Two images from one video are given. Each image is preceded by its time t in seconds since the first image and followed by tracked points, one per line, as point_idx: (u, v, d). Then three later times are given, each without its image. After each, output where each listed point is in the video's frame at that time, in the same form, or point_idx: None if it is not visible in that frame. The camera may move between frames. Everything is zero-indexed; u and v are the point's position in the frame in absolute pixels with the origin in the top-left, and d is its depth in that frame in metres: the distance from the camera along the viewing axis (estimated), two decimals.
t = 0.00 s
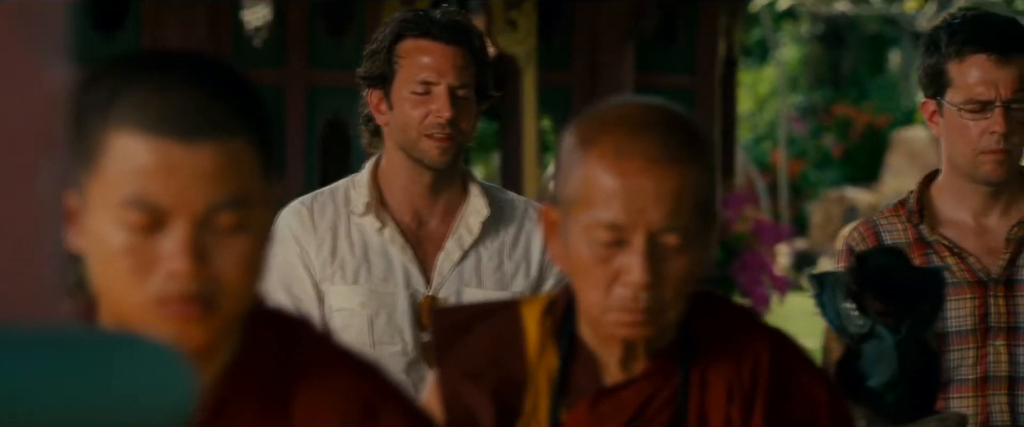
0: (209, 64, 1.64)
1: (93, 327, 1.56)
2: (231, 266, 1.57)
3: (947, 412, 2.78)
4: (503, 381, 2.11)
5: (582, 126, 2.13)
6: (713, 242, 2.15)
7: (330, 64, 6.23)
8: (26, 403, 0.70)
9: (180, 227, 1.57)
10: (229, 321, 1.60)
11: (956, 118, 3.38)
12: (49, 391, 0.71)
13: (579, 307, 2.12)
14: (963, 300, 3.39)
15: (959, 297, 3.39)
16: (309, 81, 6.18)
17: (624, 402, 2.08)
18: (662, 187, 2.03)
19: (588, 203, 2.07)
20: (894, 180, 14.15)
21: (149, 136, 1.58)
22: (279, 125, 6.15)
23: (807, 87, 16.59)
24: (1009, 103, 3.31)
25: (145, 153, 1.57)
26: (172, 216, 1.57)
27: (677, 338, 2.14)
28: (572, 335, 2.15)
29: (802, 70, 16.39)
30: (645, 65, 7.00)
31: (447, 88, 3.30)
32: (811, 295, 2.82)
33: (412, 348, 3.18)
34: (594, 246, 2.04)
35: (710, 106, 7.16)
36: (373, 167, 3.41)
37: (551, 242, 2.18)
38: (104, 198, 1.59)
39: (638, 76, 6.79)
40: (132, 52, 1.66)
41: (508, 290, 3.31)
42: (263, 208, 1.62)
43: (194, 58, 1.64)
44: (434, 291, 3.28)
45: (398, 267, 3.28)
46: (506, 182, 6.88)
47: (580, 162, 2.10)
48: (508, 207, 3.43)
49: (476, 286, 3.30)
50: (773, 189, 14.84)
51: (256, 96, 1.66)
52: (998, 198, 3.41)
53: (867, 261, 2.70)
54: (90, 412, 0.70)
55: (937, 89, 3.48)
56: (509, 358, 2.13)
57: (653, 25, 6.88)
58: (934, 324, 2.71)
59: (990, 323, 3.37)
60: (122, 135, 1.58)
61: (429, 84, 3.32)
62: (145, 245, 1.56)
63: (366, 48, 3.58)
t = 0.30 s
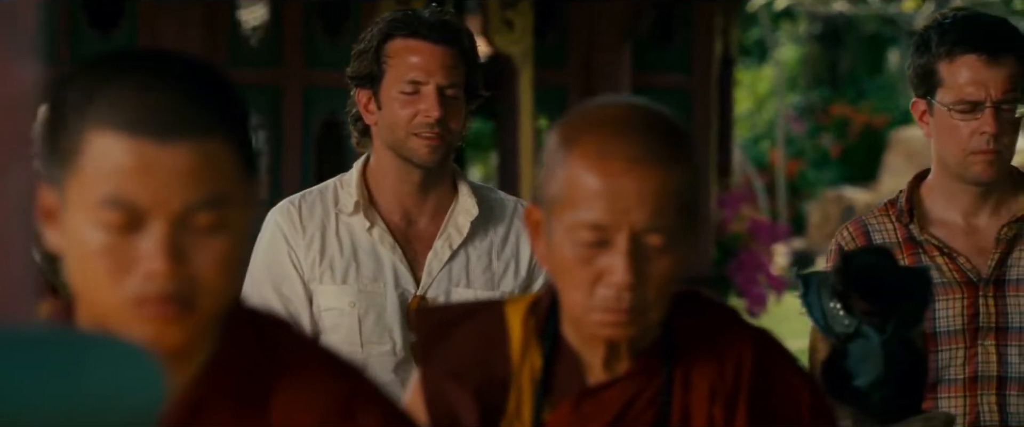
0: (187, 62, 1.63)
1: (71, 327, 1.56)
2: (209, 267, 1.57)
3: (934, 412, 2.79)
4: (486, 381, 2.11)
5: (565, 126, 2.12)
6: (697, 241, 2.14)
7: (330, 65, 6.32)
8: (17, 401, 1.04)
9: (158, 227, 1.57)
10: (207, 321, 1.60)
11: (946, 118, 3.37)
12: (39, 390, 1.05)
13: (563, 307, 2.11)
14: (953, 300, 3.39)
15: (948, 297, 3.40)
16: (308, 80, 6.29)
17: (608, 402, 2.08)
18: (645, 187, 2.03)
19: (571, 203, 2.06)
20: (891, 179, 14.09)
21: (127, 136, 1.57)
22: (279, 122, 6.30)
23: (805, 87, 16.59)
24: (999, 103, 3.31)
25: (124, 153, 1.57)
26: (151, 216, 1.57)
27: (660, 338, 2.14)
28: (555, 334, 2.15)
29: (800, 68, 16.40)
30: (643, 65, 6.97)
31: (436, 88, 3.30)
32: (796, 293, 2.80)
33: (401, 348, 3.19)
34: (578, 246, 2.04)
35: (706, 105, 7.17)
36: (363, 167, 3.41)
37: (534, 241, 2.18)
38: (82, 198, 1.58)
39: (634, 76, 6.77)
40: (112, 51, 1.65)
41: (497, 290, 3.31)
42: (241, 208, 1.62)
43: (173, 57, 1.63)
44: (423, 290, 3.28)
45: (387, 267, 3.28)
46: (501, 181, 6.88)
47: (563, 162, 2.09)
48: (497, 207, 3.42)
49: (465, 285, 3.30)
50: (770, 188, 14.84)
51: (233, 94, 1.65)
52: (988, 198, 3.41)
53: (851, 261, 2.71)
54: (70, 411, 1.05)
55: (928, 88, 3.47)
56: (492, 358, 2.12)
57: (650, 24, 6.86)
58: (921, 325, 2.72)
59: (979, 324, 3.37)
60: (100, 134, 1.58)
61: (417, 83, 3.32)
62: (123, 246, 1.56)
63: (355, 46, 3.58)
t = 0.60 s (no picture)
0: (164, 63, 1.64)
1: (46, 326, 1.56)
2: (185, 267, 1.58)
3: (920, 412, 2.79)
4: (468, 381, 2.12)
5: (546, 127, 2.12)
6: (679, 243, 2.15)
7: (326, 65, 6.30)
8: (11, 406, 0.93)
9: (134, 227, 1.57)
10: (183, 320, 1.61)
11: (934, 119, 3.38)
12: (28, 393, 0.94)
13: (545, 308, 2.11)
14: (941, 300, 3.40)
15: (936, 297, 3.40)
16: (307, 81, 6.29)
17: (590, 402, 2.08)
18: (627, 188, 2.03)
19: (553, 204, 2.06)
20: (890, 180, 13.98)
21: (103, 135, 1.58)
22: (273, 123, 6.34)
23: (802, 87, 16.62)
24: (986, 104, 3.32)
25: (100, 153, 1.57)
26: (126, 217, 1.57)
27: (643, 339, 2.15)
28: (537, 335, 2.15)
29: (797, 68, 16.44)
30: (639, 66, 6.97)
31: (424, 89, 3.31)
32: (784, 294, 2.80)
33: (389, 349, 3.21)
34: (560, 247, 2.04)
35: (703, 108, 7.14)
36: (351, 168, 3.41)
37: (516, 243, 2.18)
38: (58, 197, 1.59)
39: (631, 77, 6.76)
40: (90, 53, 1.66)
41: (485, 290, 3.32)
42: (217, 210, 1.62)
43: (150, 58, 1.64)
44: (411, 291, 3.29)
45: (376, 268, 3.29)
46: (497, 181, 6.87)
47: (545, 163, 2.09)
48: (485, 207, 3.43)
49: (454, 286, 3.31)
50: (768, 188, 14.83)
51: (211, 95, 1.67)
52: (976, 199, 3.42)
53: (838, 260, 2.67)
54: (66, 414, 0.95)
55: (916, 89, 3.48)
56: (473, 359, 2.13)
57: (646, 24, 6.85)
58: (907, 324, 2.72)
59: (968, 324, 3.37)
60: (76, 134, 1.59)
61: (405, 85, 3.33)
62: (99, 245, 1.57)
63: (344, 47, 3.58)
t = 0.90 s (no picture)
0: (137, 63, 1.64)
1: (19, 327, 1.56)
2: (158, 267, 1.58)
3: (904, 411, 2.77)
4: (446, 382, 2.11)
5: (524, 127, 2.12)
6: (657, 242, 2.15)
7: (320, 65, 6.30)
8: None
9: (107, 227, 1.57)
10: (156, 320, 1.60)
11: (921, 119, 3.38)
12: None
13: (524, 308, 2.11)
14: (927, 300, 3.40)
15: (922, 297, 3.40)
16: (303, 81, 6.30)
17: (569, 402, 2.09)
18: (605, 187, 2.03)
19: (531, 204, 2.06)
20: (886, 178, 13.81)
21: (76, 136, 1.58)
22: (269, 121, 6.33)
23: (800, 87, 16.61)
24: (972, 104, 3.32)
25: (73, 153, 1.57)
26: (100, 216, 1.57)
27: (621, 338, 2.15)
28: (516, 336, 2.15)
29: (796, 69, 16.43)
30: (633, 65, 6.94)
31: (409, 88, 3.31)
32: (766, 293, 2.79)
33: (375, 349, 3.21)
34: (538, 247, 2.04)
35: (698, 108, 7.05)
36: (337, 167, 3.41)
37: (495, 243, 2.18)
38: (30, 197, 1.59)
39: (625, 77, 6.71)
40: (63, 53, 1.66)
41: (471, 290, 3.32)
42: (191, 209, 1.62)
43: (124, 58, 1.64)
44: (397, 291, 3.29)
45: (362, 268, 3.29)
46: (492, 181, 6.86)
47: (523, 163, 2.09)
48: (471, 207, 3.42)
49: (440, 286, 3.31)
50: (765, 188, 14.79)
51: (183, 94, 1.67)
52: (962, 199, 3.43)
53: (823, 259, 2.67)
54: None
55: (903, 89, 3.48)
56: (452, 359, 2.12)
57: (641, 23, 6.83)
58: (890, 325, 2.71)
59: (954, 324, 3.37)
60: (49, 134, 1.59)
61: (391, 84, 3.32)
62: (71, 245, 1.56)
63: (330, 46, 3.58)
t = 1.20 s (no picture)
0: (110, 63, 1.64)
1: None
2: (132, 267, 1.58)
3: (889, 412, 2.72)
4: (426, 382, 2.11)
5: (503, 127, 2.12)
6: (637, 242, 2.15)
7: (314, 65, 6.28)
8: None
9: (80, 228, 1.57)
10: (130, 321, 1.60)
11: (908, 119, 3.38)
12: None
13: (504, 308, 2.11)
14: (915, 300, 3.39)
15: (910, 297, 3.40)
16: (297, 81, 6.29)
17: (549, 402, 2.08)
18: (584, 188, 2.03)
19: (510, 204, 2.06)
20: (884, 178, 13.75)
21: (48, 136, 1.58)
22: (264, 121, 6.33)
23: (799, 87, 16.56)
24: (960, 105, 3.32)
25: (46, 153, 1.57)
26: (73, 217, 1.57)
27: (601, 338, 2.15)
28: (496, 336, 2.15)
29: (795, 69, 16.39)
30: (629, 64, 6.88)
31: (396, 89, 3.31)
32: (752, 294, 2.71)
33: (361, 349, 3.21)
34: (517, 247, 2.04)
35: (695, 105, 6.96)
36: (324, 168, 3.41)
37: (475, 243, 2.18)
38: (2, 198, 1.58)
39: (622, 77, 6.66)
40: (35, 52, 1.65)
41: (458, 290, 3.32)
42: (165, 209, 1.62)
43: (97, 57, 1.64)
44: (384, 291, 3.29)
45: (349, 268, 3.29)
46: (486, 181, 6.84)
47: (503, 163, 2.09)
48: (458, 208, 3.42)
49: (427, 286, 3.31)
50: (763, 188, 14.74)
51: (157, 94, 1.66)
52: (950, 199, 3.43)
53: (806, 259, 2.60)
54: None
55: (890, 89, 3.47)
56: (432, 360, 2.12)
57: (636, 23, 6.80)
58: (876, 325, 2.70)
59: (941, 324, 3.37)
60: (22, 134, 1.58)
61: (377, 85, 3.32)
62: (44, 245, 1.56)
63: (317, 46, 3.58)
